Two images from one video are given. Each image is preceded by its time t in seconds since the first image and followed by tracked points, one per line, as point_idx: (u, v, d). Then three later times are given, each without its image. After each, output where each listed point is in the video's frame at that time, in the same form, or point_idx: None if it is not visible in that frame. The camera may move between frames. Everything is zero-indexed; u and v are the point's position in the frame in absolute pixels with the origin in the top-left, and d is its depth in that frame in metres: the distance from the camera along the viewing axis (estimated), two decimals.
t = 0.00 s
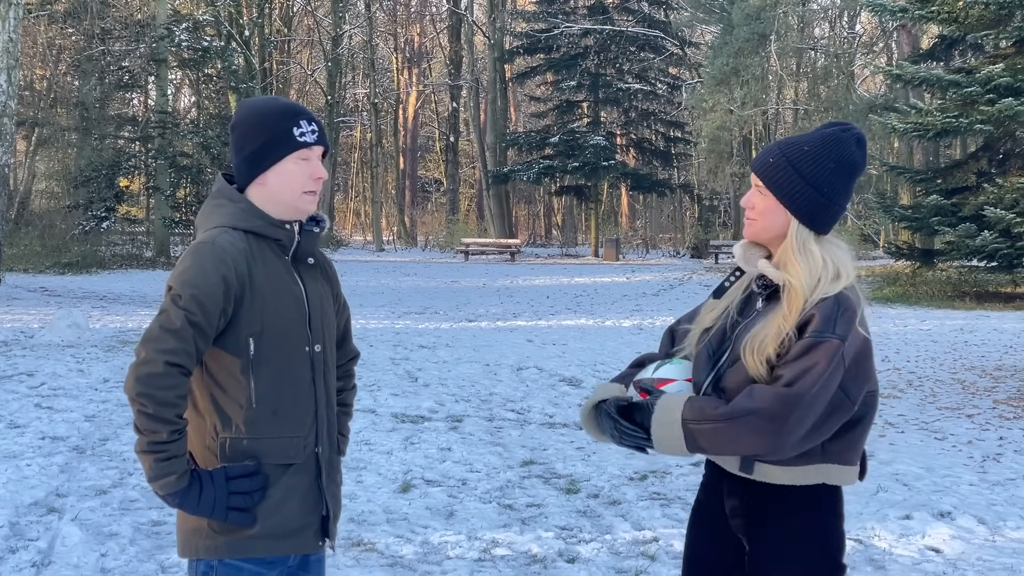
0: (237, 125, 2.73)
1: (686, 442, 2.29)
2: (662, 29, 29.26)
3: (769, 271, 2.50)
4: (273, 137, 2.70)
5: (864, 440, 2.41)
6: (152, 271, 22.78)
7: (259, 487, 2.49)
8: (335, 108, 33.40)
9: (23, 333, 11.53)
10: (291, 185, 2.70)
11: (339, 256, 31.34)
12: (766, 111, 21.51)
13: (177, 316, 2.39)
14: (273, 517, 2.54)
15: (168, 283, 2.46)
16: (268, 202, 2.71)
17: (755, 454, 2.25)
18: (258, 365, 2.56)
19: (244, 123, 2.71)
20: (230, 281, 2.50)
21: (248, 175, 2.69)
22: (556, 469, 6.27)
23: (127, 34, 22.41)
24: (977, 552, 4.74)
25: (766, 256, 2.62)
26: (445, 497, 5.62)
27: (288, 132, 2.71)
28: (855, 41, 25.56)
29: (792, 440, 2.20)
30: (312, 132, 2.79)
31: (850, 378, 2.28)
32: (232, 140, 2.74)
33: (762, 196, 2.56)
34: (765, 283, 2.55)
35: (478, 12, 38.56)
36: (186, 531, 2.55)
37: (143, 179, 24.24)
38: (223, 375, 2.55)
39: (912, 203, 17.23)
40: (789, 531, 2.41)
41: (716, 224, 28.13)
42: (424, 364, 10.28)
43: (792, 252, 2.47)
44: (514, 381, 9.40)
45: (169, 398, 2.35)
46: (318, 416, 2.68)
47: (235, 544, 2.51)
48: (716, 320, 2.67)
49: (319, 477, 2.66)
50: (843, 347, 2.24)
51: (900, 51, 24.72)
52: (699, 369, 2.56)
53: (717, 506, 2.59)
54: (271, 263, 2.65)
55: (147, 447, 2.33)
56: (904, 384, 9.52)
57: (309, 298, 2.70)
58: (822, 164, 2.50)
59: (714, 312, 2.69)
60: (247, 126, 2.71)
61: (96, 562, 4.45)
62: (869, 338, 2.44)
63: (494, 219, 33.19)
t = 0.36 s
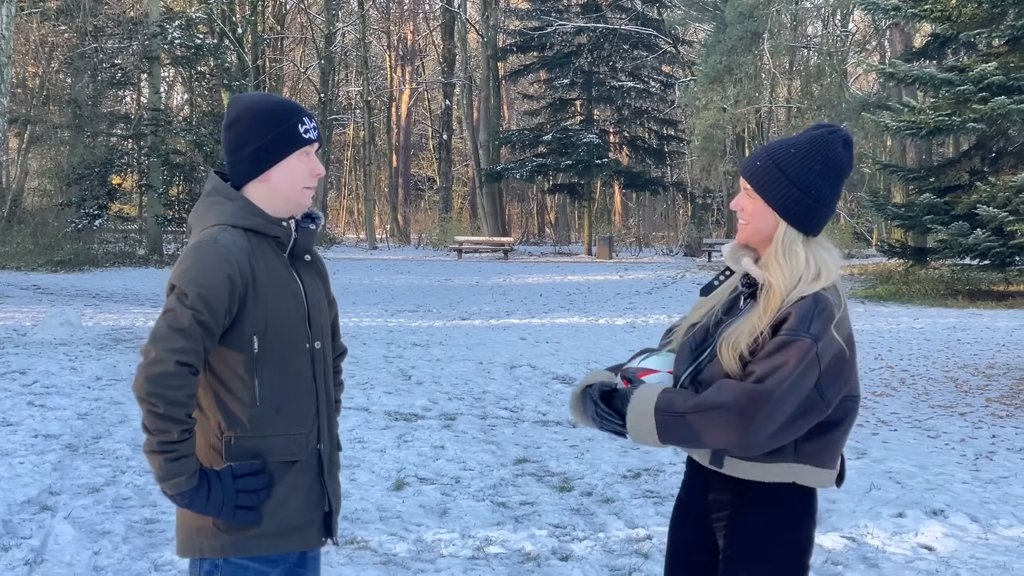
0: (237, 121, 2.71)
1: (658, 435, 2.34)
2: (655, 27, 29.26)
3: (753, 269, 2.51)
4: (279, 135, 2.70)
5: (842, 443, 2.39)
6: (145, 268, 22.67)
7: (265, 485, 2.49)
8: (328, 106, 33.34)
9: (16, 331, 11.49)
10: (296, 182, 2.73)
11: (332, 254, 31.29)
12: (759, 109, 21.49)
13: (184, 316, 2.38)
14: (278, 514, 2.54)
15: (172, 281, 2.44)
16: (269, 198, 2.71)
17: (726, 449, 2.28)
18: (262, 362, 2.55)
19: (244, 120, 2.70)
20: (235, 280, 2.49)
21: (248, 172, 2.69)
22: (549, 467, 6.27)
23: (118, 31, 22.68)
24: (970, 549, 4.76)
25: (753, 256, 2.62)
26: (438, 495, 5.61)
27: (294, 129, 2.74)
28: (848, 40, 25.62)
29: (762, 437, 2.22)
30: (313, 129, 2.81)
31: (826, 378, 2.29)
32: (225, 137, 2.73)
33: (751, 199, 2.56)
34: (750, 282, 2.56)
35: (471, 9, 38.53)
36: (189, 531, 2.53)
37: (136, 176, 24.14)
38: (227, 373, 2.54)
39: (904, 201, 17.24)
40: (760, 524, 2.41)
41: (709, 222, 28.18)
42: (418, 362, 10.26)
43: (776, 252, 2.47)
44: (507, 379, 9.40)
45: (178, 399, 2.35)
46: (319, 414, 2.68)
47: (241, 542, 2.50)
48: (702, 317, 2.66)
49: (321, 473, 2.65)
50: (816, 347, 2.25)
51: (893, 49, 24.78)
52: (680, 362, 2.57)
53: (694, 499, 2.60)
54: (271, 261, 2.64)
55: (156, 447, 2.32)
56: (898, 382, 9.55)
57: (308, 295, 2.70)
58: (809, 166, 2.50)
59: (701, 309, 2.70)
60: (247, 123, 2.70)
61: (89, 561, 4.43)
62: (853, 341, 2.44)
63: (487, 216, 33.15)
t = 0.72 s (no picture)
0: (223, 116, 2.70)
1: (672, 429, 2.33)
2: (648, 26, 29.28)
3: (782, 278, 2.49)
4: (265, 130, 2.70)
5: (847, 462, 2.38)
6: (137, 267, 22.58)
7: (258, 483, 2.48)
8: (321, 104, 33.26)
9: (7, 330, 11.43)
10: (282, 178, 2.74)
11: (325, 252, 31.20)
12: (752, 107, 21.47)
13: (178, 314, 2.36)
14: (269, 512, 2.54)
15: (164, 278, 2.42)
16: (256, 194, 2.71)
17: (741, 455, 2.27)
18: (253, 359, 2.54)
19: (229, 116, 2.69)
20: (226, 277, 2.47)
21: (233, 168, 2.68)
22: (542, 466, 6.27)
23: (111, 28, 22.88)
24: (961, 547, 4.78)
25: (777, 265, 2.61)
26: (431, 493, 5.61)
27: (279, 124, 2.73)
28: (841, 39, 25.65)
29: (780, 448, 2.22)
30: (298, 124, 2.81)
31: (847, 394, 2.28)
32: (209, 132, 2.72)
33: (779, 213, 2.54)
34: (776, 289, 2.54)
35: (464, 8, 38.53)
36: (180, 529, 2.51)
37: (128, 175, 24.04)
38: (218, 371, 2.52)
39: (897, 200, 17.23)
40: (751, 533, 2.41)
41: (702, 221, 28.25)
42: (411, 360, 10.25)
43: (808, 264, 2.45)
44: (500, 377, 9.41)
45: (175, 396, 2.34)
46: (308, 410, 2.68)
47: (233, 540, 2.49)
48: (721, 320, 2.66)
49: (310, 470, 2.66)
50: (845, 362, 2.24)
51: (885, 49, 24.87)
52: (697, 364, 2.55)
53: (685, 500, 2.59)
54: (259, 258, 2.63)
55: (152, 446, 2.31)
56: (890, 380, 9.59)
57: (294, 291, 2.70)
58: (840, 179, 2.48)
59: (721, 312, 2.69)
60: (232, 118, 2.69)
61: (81, 559, 4.42)
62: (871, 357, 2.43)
63: (480, 215, 33.14)
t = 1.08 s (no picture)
0: (194, 113, 2.69)
1: (703, 446, 2.27)
2: (642, 24, 29.28)
3: (786, 267, 2.46)
4: (241, 127, 2.70)
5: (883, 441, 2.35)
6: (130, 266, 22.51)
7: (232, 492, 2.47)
8: (315, 102, 33.18)
9: None
10: (254, 176, 2.73)
11: (319, 251, 31.15)
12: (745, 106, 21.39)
13: (158, 324, 2.35)
14: (242, 521, 2.53)
15: (140, 287, 2.40)
16: (230, 194, 2.70)
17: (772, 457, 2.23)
18: (228, 367, 2.54)
19: (201, 114, 2.69)
20: (204, 285, 2.46)
21: (207, 168, 2.67)
22: (536, 464, 6.28)
23: (104, 27, 22.03)
24: (954, 546, 4.80)
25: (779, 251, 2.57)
26: (425, 492, 5.60)
27: (253, 122, 2.73)
28: (834, 37, 25.65)
29: (816, 444, 2.18)
30: (272, 123, 2.81)
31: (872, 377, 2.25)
32: (181, 129, 2.72)
33: (785, 179, 2.51)
34: (780, 281, 2.50)
35: (457, 6, 38.50)
36: (151, 539, 2.48)
37: (121, 173, 23.94)
38: (194, 380, 2.50)
39: (890, 198, 17.22)
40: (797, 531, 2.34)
41: (695, 220, 28.29)
42: (404, 359, 10.25)
43: (818, 238, 2.42)
44: (494, 375, 9.41)
45: (154, 410, 2.33)
46: (280, 417, 2.67)
47: (206, 551, 2.48)
48: (727, 321, 2.63)
49: (281, 478, 2.66)
50: (865, 345, 2.21)
51: (878, 48, 24.95)
52: (714, 371, 2.50)
53: (719, 504, 2.53)
54: (233, 264, 2.62)
55: (131, 460, 2.30)
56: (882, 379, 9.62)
57: (266, 296, 2.70)
58: (850, 148, 2.49)
59: (726, 312, 2.65)
60: (204, 116, 2.68)
61: (74, 559, 4.40)
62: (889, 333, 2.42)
63: (473, 213, 33.15)
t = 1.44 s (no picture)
0: (176, 110, 2.68)
1: (693, 454, 2.25)
2: (638, 24, 29.29)
3: (772, 275, 2.43)
4: (223, 125, 2.68)
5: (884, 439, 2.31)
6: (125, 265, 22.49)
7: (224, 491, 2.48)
8: (310, 101, 33.14)
9: None
10: (236, 174, 2.73)
11: (315, 251, 31.13)
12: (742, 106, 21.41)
13: (150, 325, 2.34)
14: (234, 518, 2.53)
15: (127, 286, 2.38)
16: (211, 190, 2.70)
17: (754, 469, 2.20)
18: (215, 365, 2.53)
19: (182, 112, 2.67)
20: (191, 284, 2.46)
21: (189, 164, 2.66)
22: (532, 464, 6.28)
23: (99, 26, 22.37)
24: (951, 545, 4.81)
25: (773, 251, 2.52)
26: (420, 492, 5.60)
27: (236, 119, 2.71)
28: (830, 37, 25.69)
29: (796, 453, 2.13)
30: (257, 120, 2.80)
31: (858, 381, 2.20)
32: (162, 125, 2.71)
33: (764, 183, 2.48)
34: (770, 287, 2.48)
35: (453, 5, 38.49)
36: (142, 540, 2.46)
37: (117, 172, 23.91)
38: (184, 381, 2.49)
39: (886, 198, 17.26)
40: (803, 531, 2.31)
41: (691, 220, 28.31)
42: (401, 358, 10.24)
43: (800, 238, 2.39)
44: (490, 375, 9.41)
45: (150, 412, 2.32)
46: (267, 414, 2.68)
47: (199, 550, 2.47)
48: (722, 325, 2.59)
49: (269, 472, 2.67)
50: (843, 354, 2.16)
51: (873, 48, 25.01)
52: (707, 374, 2.45)
53: (727, 504, 2.51)
54: (219, 261, 2.62)
55: (126, 463, 2.29)
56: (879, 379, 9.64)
57: (249, 292, 2.70)
58: (825, 141, 2.42)
59: (723, 314, 2.61)
60: (186, 113, 2.67)
61: (70, 558, 4.39)
62: (884, 333, 2.33)
63: (469, 213, 33.17)
